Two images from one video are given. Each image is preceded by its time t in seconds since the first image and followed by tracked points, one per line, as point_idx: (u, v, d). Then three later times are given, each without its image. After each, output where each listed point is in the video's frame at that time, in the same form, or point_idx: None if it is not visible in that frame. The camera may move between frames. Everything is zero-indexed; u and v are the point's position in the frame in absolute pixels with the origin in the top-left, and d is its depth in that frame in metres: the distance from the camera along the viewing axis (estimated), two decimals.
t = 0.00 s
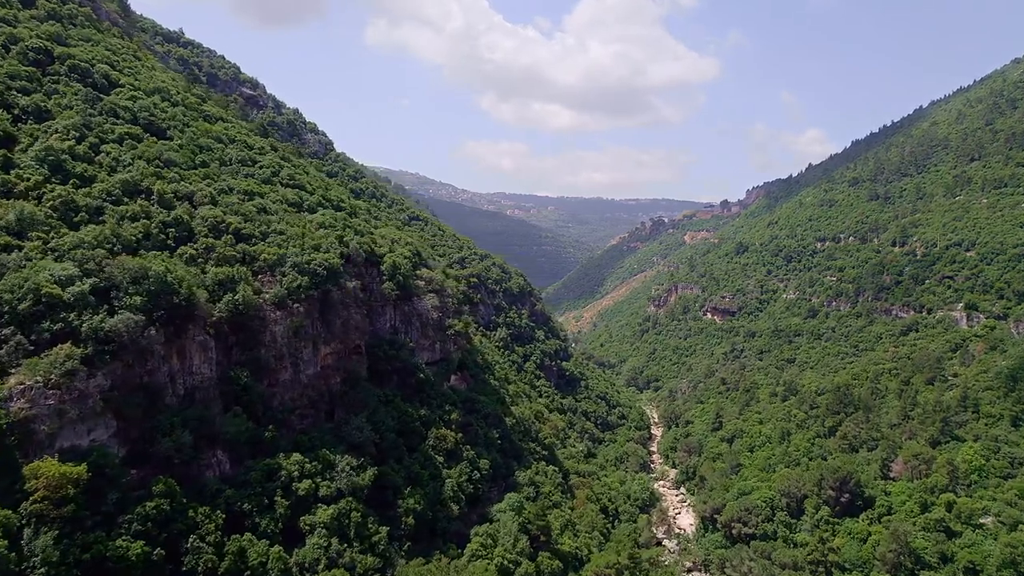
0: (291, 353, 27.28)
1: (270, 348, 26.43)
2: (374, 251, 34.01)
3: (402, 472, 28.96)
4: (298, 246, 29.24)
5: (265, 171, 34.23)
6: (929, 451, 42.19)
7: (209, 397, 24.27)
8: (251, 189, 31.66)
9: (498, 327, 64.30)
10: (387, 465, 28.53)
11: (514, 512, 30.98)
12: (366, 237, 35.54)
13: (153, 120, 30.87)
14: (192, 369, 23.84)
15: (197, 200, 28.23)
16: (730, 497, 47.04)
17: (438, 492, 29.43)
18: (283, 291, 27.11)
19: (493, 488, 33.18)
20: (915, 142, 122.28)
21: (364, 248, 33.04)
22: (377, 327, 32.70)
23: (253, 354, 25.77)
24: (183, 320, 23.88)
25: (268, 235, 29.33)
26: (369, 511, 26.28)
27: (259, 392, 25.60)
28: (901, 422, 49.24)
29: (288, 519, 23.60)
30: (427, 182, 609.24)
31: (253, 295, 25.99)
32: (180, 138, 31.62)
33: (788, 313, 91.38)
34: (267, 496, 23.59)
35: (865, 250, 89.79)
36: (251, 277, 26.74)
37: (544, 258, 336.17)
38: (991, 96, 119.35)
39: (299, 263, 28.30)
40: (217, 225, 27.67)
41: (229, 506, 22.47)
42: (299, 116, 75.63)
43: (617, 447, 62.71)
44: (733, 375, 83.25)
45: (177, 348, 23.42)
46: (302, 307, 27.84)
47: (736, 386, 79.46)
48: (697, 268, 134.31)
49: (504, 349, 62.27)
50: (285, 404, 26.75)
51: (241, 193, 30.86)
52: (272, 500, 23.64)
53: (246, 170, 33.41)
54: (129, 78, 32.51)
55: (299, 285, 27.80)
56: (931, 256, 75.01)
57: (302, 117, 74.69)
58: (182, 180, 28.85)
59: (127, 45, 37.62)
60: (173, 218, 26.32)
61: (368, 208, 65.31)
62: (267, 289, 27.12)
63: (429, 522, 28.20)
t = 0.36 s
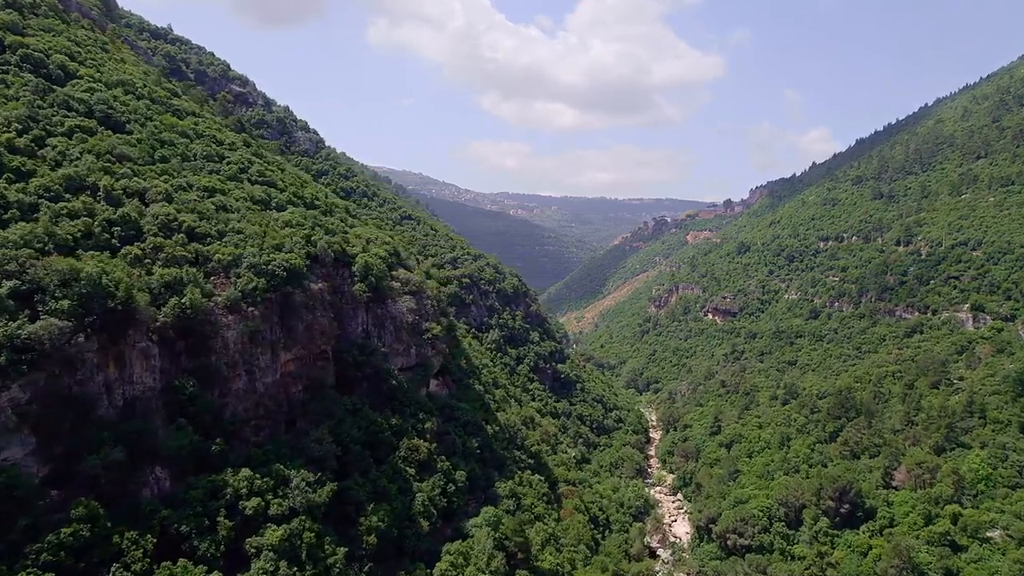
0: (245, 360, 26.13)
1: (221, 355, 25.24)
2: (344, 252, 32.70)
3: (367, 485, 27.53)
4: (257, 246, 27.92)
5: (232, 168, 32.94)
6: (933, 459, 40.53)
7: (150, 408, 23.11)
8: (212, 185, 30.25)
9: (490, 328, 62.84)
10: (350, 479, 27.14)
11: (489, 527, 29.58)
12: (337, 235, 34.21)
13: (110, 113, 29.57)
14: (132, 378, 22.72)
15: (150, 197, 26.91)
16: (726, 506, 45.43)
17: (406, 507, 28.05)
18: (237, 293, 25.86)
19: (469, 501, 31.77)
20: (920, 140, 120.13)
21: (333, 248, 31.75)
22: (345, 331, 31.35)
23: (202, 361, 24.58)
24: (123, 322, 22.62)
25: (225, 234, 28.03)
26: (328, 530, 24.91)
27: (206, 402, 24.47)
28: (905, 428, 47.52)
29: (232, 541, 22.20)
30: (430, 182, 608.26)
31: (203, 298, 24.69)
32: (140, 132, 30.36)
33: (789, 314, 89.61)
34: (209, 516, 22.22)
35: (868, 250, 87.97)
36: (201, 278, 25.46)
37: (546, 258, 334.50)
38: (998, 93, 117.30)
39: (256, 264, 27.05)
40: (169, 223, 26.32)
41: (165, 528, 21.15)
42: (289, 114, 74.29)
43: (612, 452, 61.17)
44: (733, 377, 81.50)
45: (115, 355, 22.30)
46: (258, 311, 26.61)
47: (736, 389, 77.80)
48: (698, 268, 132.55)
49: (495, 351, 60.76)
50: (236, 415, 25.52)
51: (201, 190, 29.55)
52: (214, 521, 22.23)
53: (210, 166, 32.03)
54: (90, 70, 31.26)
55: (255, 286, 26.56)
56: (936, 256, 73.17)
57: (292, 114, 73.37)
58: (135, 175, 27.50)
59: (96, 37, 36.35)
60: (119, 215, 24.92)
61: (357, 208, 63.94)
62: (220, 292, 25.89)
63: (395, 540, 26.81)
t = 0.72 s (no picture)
0: (185, 367, 24.67)
1: (158, 362, 23.77)
2: (308, 250, 31.47)
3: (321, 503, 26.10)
4: (203, 244, 26.50)
5: (190, 162, 31.55)
6: (936, 468, 38.77)
7: (73, 422, 21.55)
8: (161, 179, 28.79)
9: (480, 330, 61.28)
10: (301, 497, 25.70)
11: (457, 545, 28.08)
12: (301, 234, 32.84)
13: (56, 103, 28.12)
14: (51, 390, 21.15)
15: (88, 192, 25.40)
16: (720, 516, 43.77)
17: (364, 525, 26.61)
18: (176, 296, 24.46)
19: (439, 516, 30.34)
20: (925, 137, 117.93)
21: (294, 247, 30.52)
22: (305, 336, 30.03)
23: (136, 369, 23.13)
24: (39, 327, 21.02)
25: (170, 232, 26.57)
26: (272, 552, 23.47)
27: (139, 414, 22.95)
28: (908, 434, 45.73)
29: (155, 569, 20.67)
30: (432, 181, 607.26)
31: (136, 301, 23.21)
32: (88, 123, 28.92)
33: (789, 315, 87.71)
34: (128, 543, 20.67)
35: (871, 250, 86.04)
36: (138, 279, 23.98)
37: (547, 258, 332.57)
38: (1005, 89, 115.14)
39: (200, 264, 25.66)
40: (106, 220, 24.83)
41: (75, 557, 19.59)
42: (277, 111, 72.78)
43: (605, 457, 59.55)
44: (732, 380, 79.66)
45: (30, 364, 20.71)
46: (201, 315, 25.23)
47: (734, 391, 76.01)
48: (699, 268, 130.61)
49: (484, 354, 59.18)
50: (175, 428, 24.08)
51: (150, 185, 28.13)
52: (134, 548, 20.69)
53: (165, 159, 30.58)
54: (40, 59, 29.88)
55: (198, 288, 25.16)
56: (940, 256, 71.21)
57: (280, 111, 71.92)
58: (75, 169, 26.01)
59: (58, 26, 35.01)
60: (49, 210, 23.37)
61: (344, 207, 62.47)
62: (158, 294, 24.42)
63: (350, 561, 25.36)
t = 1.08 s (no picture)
0: (111, 378, 23.16)
1: (78, 374, 22.25)
2: (264, 250, 30.23)
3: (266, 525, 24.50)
4: (138, 243, 24.89)
5: (139, 156, 30.00)
6: (937, 479, 37.05)
7: None
8: (100, 172, 27.16)
9: (467, 332, 59.58)
10: (242, 517, 24.09)
11: (417, 567, 26.37)
12: (257, 232, 31.34)
13: None
14: None
15: (11, 185, 23.74)
16: (711, 527, 42.33)
17: (314, 547, 24.96)
18: (101, 299, 22.84)
19: (401, 534, 28.75)
20: (926, 135, 115.95)
21: (247, 247, 29.22)
22: (257, 343, 28.88)
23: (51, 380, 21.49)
24: None
25: (103, 229, 24.95)
26: None
27: (54, 428, 21.22)
28: (908, 441, 43.97)
29: None
30: (433, 181, 605.89)
31: (51, 306, 21.59)
32: (26, 113, 27.33)
33: (787, 316, 85.93)
34: None
35: (870, 250, 84.23)
36: (57, 281, 22.34)
37: (547, 258, 330.90)
38: (1008, 87, 113.27)
39: (131, 265, 24.05)
40: (27, 216, 23.15)
41: None
42: (263, 107, 71.23)
43: (596, 463, 57.83)
44: (728, 383, 77.89)
45: None
46: (130, 319, 23.64)
47: (730, 395, 74.27)
48: (697, 268, 128.83)
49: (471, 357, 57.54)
50: (98, 443, 22.54)
51: (87, 179, 26.56)
52: None
53: (109, 152, 28.96)
54: None
55: (127, 291, 23.56)
56: (941, 256, 69.35)
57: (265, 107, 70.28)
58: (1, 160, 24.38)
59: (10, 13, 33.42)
60: None
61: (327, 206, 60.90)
62: (81, 297, 22.78)
63: None
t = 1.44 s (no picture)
0: None
1: None
2: (204, 250, 28.15)
3: (188, 561, 22.19)
4: (41, 240, 22.45)
5: (69, 144, 27.80)
6: (952, 498, 34.72)
7: None
8: (13, 162, 24.84)
9: (456, 335, 57.19)
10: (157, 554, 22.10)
11: None
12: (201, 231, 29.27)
13: None
14: None
15: None
16: (708, 546, 40.13)
17: None
18: None
19: (354, 564, 26.58)
20: (936, 132, 112.75)
21: (183, 245, 27.21)
22: (196, 354, 26.89)
23: None
24: None
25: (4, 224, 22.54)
26: None
27: None
28: (918, 454, 41.31)
29: None
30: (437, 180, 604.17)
31: None
32: None
33: (791, 318, 83.18)
34: None
35: (878, 249, 81.33)
36: None
37: (550, 257, 328.14)
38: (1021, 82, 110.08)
39: (27, 265, 21.63)
40: None
41: None
42: (248, 102, 69.06)
43: (590, 473, 55.39)
44: (729, 388, 75.22)
45: None
46: (23, 330, 21.25)
47: (732, 400, 71.68)
48: (700, 267, 126.01)
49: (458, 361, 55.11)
50: None
51: None
52: None
53: (33, 140, 26.72)
54: None
55: (20, 295, 21.05)
56: (952, 256, 66.49)
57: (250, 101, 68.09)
58: None
59: None
60: None
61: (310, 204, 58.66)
62: None
63: None
